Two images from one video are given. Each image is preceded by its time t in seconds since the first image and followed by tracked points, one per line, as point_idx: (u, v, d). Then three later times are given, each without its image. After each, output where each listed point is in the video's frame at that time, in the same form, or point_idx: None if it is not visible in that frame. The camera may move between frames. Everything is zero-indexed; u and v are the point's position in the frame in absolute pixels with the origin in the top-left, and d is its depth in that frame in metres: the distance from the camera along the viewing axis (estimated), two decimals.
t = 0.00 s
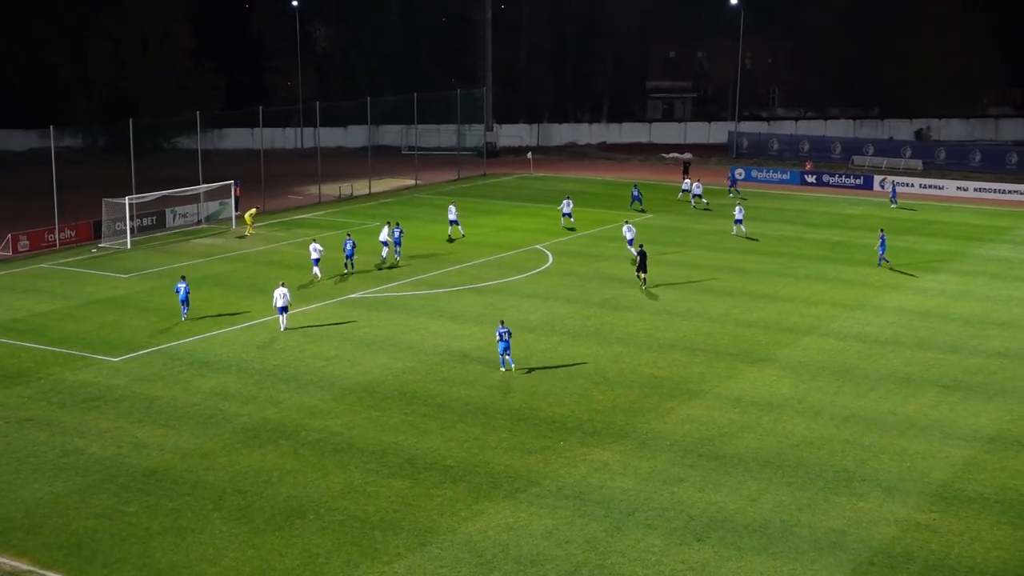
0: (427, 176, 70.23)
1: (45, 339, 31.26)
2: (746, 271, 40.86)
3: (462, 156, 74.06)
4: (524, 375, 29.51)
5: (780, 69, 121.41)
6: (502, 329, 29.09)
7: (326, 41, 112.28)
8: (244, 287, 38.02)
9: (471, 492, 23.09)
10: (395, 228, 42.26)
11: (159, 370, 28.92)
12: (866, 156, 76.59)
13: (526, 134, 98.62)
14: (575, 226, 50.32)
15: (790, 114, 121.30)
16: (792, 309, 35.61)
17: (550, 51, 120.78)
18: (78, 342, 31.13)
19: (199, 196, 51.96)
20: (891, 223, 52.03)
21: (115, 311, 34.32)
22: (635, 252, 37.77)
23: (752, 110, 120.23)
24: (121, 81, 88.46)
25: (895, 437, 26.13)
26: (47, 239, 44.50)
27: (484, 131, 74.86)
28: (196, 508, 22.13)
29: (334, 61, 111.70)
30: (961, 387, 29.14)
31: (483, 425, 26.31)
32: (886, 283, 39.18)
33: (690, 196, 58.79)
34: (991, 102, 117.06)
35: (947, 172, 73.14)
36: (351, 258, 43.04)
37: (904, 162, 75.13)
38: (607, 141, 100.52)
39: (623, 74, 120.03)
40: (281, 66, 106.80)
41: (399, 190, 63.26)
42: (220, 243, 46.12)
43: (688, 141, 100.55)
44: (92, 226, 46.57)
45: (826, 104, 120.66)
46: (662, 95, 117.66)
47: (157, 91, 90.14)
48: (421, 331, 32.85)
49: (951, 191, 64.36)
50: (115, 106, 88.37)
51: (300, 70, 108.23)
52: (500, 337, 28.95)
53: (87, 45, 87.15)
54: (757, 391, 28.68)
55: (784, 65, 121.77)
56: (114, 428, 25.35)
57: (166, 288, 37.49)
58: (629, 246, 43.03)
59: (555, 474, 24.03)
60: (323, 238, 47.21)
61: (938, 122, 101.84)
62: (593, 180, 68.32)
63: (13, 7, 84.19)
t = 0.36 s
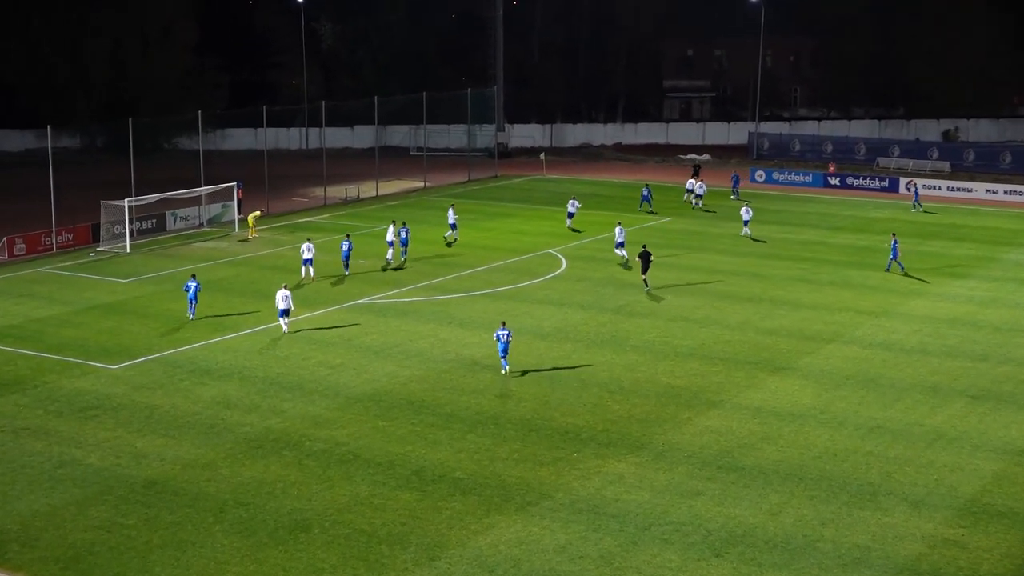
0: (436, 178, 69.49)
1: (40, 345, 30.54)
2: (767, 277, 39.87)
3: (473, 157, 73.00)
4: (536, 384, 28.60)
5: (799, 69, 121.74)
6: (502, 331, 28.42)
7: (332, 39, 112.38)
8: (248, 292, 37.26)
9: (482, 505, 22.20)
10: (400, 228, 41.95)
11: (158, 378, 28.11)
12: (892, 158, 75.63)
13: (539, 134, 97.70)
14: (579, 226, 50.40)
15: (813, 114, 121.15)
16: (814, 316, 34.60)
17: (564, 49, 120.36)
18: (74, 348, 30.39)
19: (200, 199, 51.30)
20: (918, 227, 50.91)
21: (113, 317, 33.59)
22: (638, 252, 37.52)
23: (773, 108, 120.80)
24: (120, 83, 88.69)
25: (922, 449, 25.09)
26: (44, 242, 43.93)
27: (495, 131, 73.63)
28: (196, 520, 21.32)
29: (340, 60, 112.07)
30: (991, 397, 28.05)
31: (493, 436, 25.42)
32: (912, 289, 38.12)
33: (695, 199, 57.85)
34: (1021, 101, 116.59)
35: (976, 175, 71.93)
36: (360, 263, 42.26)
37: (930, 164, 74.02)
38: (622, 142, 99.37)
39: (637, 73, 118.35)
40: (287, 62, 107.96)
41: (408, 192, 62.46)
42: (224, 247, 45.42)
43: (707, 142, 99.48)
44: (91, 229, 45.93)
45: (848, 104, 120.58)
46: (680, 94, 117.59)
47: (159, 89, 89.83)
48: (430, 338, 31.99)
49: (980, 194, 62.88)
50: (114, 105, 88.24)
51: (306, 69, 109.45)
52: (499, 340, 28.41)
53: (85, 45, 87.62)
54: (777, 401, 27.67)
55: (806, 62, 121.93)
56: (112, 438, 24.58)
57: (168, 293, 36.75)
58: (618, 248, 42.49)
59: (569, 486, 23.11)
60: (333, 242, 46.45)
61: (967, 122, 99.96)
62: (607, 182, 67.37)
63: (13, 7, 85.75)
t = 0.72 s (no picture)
0: (450, 176, 68.71)
1: (41, 347, 29.85)
2: (793, 278, 38.87)
3: (488, 153, 72.47)
4: (553, 389, 27.68)
5: (830, 61, 109.33)
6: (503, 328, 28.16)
7: (342, 30, 110.11)
8: (257, 292, 36.52)
9: (496, 514, 21.32)
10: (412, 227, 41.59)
11: (161, 383, 27.32)
12: (923, 155, 74.13)
13: (556, 131, 97.19)
14: (595, 225, 49.79)
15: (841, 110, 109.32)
16: (842, 319, 33.57)
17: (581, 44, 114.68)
18: (75, 350, 29.66)
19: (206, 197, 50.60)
20: (950, 227, 49.70)
21: (116, 318, 32.85)
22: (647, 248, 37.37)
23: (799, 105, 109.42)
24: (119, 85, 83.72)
25: (953, 458, 24.07)
26: (44, 241, 43.26)
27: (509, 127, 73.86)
28: (201, 529, 20.54)
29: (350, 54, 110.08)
30: None
31: (508, 442, 24.54)
32: (943, 292, 37.03)
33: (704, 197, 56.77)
34: None
35: (1011, 172, 70.85)
36: (371, 263, 41.45)
37: (962, 161, 72.57)
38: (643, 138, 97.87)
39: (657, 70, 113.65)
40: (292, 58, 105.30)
41: (418, 190, 61.49)
42: (231, 246, 44.72)
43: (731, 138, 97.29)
44: (92, 227, 45.19)
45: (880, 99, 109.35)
46: (703, 89, 111.10)
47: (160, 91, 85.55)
48: (443, 341, 31.18)
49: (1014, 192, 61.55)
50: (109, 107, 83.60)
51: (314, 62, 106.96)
52: (499, 337, 28.03)
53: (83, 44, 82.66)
54: (802, 407, 26.68)
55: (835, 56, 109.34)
56: (115, 443, 23.83)
57: (174, 294, 36.03)
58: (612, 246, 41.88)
59: (586, 495, 22.22)
60: (347, 241, 45.70)
61: (1002, 118, 97.02)
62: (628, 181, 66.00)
63: (12, 7, 81.44)
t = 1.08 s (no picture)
0: (466, 172, 68.05)
1: (44, 349, 29.18)
2: (822, 279, 37.86)
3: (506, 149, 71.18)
4: (574, 393, 26.76)
5: (861, 54, 107.87)
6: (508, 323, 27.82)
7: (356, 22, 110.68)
8: (269, 292, 35.80)
9: (514, 522, 20.47)
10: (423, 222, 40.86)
11: (168, 386, 26.58)
12: (958, 151, 73.04)
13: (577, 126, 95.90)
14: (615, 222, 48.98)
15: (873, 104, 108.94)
16: (873, 322, 32.52)
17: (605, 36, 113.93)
18: (79, 352, 28.97)
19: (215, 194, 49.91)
20: (985, 226, 48.48)
21: (122, 319, 32.18)
22: (660, 245, 36.71)
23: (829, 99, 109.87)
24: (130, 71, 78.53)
25: (990, 467, 23.00)
26: (48, 239, 42.63)
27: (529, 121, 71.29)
28: (210, 537, 19.79)
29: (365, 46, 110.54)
30: None
31: (527, 448, 23.69)
32: (979, 293, 35.93)
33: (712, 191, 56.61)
34: None
35: None
36: (386, 262, 40.66)
37: (1000, 157, 71.10)
38: (666, 133, 96.69)
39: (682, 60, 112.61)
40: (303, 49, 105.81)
41: (434, 187, 60.59)
42: (242, 244, 44.08)
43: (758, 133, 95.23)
44: (97, 225, 44.64)
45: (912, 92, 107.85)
46: (728, 83, 110.54)
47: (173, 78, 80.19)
48: (459, 343, 30.35)
49: None
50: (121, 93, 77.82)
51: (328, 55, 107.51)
52: (504, 332, 27.86)
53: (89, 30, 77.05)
54: (832, 413, 25.68)
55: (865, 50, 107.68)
56: (120, 448, 23.12)
57: (182, 294, 35.33)
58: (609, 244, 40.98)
59: (607, 503, 21.34)
60: (363, 240, 44.93)
61: None
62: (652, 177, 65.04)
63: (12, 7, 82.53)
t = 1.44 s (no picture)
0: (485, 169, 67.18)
1: (50, 351, 28.57)
2: (855, 281, 36.87)
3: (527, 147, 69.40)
4: (596, 400, 25.88)
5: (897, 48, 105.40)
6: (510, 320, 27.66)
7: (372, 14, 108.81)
8: (283, 294, 35.10)
9: (533, 533, 19.62)
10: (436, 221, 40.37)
11: (177, 390, 25.89)
12: (997, 149, 71.44)
13: (600, 121, 93.74)
14: (634, 222, 48.15)
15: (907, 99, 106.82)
16: (907, 326, 31.52)
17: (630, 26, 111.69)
18: (85, 355, 28.32)
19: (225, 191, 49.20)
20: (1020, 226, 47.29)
21: (130, 321, 31.55)
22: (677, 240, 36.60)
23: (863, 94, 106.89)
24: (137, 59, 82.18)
25: None
26: (54, 238, 42.12)
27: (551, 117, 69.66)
28: (219, 547, 19.03)
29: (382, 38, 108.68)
30: None
31: (547, 457, 22.82)
32: (1017, 296, 34.84)
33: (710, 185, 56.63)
34: None
35: None
36: (402, 262, 39.92)
37: None
38: (692, 130, 93.92)
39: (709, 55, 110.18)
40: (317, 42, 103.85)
41: (451, 185, 59.66)
42: (254, 244, 43.47)
43: (788, 130, 93.00)
44: (104, 224, 44.12)
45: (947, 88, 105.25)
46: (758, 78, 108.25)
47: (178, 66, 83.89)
48: (477, 347, 29.55)
49: None
50: (127, 82, 81.62)
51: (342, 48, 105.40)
52: (507, 330, 27.72)
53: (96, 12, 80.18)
54: (865, 421, 24.73)
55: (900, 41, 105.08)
56: (127, 454, 22.43)
57: (193, 295, 34.67)
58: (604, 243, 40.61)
59: (631, 514, 20.46)
60: (382, 240, 44.18)
61: None
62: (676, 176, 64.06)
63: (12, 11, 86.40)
